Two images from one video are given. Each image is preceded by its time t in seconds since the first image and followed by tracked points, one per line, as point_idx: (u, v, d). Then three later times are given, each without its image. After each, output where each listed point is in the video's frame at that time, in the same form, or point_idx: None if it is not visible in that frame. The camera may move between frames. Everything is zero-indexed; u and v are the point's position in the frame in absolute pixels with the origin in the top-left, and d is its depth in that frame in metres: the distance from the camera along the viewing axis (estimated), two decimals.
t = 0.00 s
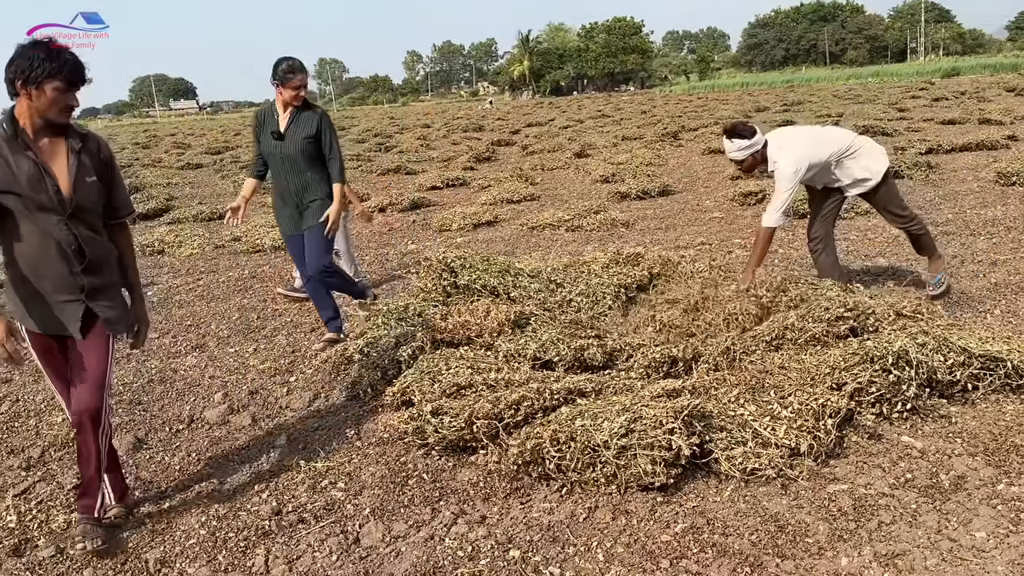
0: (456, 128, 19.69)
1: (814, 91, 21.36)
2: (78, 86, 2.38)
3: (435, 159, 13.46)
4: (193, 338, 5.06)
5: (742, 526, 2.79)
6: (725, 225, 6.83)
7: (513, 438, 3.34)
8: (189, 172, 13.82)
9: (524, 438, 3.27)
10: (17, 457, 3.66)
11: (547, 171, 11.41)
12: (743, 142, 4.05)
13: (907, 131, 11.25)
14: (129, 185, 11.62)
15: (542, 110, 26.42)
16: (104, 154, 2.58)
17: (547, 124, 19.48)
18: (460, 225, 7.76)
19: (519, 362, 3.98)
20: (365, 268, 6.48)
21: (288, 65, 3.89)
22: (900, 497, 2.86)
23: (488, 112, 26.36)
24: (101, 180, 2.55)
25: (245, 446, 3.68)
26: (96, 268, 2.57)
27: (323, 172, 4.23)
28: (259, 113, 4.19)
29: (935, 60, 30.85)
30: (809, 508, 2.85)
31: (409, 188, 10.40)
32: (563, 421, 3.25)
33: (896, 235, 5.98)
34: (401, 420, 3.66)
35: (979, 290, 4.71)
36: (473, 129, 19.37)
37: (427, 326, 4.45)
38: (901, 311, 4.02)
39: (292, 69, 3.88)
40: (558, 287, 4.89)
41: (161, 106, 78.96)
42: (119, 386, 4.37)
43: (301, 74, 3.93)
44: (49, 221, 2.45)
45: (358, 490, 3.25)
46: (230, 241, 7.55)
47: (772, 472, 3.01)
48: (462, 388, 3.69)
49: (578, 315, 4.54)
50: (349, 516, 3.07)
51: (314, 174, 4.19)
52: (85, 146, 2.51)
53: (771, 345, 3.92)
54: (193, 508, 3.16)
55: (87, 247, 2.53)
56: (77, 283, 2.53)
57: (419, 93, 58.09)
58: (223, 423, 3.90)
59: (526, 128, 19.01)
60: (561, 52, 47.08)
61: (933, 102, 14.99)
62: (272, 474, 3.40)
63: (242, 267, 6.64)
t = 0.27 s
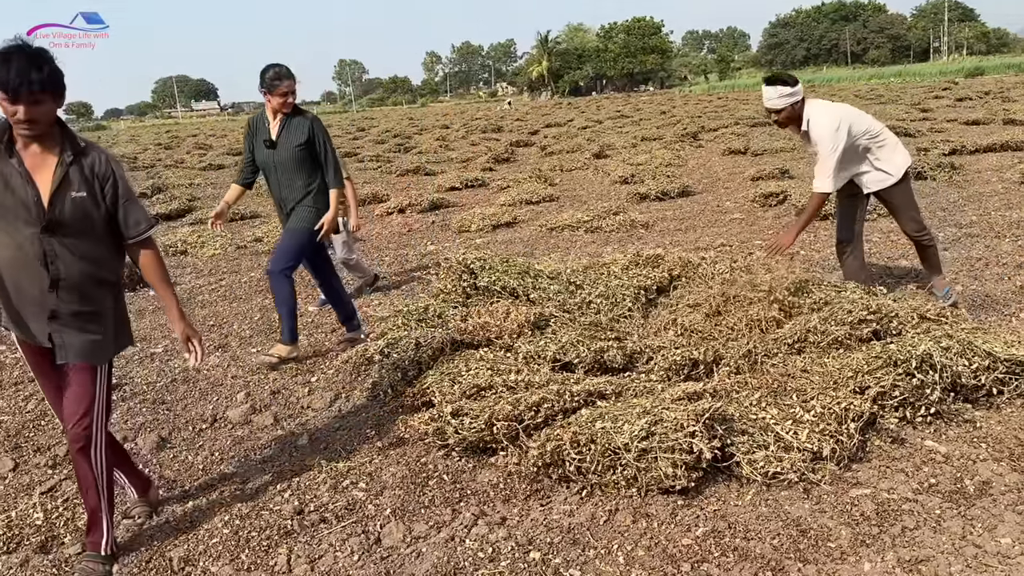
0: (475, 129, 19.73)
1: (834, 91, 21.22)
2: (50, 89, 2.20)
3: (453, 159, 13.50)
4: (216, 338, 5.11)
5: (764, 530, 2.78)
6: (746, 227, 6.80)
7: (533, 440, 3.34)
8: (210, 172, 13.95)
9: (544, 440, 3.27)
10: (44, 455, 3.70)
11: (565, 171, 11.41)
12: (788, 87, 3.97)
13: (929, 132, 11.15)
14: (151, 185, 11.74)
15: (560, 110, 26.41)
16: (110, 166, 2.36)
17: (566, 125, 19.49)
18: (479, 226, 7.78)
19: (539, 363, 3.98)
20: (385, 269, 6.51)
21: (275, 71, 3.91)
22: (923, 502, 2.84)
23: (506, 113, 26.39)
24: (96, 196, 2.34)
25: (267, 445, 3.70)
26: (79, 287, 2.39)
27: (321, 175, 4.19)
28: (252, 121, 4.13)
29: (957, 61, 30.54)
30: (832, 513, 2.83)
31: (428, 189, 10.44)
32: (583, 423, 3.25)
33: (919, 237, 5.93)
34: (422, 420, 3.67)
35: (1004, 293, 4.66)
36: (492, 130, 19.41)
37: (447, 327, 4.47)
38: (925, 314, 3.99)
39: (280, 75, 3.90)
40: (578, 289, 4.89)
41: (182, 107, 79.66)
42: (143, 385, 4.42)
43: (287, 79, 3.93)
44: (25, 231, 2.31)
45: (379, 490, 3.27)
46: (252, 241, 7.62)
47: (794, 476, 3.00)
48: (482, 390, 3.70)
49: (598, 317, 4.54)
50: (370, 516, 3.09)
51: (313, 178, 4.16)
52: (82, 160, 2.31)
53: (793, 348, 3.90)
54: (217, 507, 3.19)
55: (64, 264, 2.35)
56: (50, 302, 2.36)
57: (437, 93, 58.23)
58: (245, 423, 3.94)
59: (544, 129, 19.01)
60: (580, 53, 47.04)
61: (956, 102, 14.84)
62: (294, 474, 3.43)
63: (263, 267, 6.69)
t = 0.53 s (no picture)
0: (496, 130, 19.76)
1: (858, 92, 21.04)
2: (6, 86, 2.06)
3: (474, 160, 13.54)
4: (240, 336, 5.15)
5: (789, 532, 2.77)
6: (769, 228, 6.76)
7: (557, 439, 3.34)
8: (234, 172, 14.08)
9: (567, 439, 3.27)
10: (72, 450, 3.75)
11: (586, 172, 11.40)
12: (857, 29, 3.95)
13: (954, 133, 11.03)
14: (176, 185, 11.86)
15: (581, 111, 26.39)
16: (87, 165, 2.19)
17: (586, 126, 19.47)
18: (501, 226, 7.79)
19: (561, 363, 3.98)
20: (407, 269, 6.54)
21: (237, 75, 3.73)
22: (951, 505, 2.81)
23: (527, 113, 26.40)
24: (68, 191, 2.19)
25: (292, 442, 3.73)
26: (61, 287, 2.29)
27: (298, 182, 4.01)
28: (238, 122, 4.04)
29: (983, 61, 30.17)
30: (858, 515, 2.81)
31: (450, 189, 10.48)
32: (607, 423, 3.25)
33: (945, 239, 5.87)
34: (445, 419, 3.68)
35: None
36: (513, 130, 19.42)
37: (469, 327, 4.48)
38: (952, 316, 3.95)
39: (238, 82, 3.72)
40: (600, 289, 4.88)
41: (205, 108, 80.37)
42: (169, 382, 4.47)
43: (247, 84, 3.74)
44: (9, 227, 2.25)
45: (403, 488, 3.28)
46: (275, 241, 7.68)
47: (820, 478, 2.98)
48: (505, 389, 3.71)
49: (620, 317, 4.53)
50: (394, 513, 3.11)
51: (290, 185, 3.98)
52: (62, 150, 2.20)
53: (818, 350, 3.88)
54: (242, 504, 3.21)
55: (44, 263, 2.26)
56: (32, 299, 2.28)
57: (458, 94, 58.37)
58: (270, 420, 3.97)
59: (565, 129, 19.00)
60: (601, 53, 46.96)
61: (983, 103, 14.66)
62: (318, 471, 3.45)
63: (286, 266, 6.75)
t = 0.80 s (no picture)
0: (518, 129, 19.77)
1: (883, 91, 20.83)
2: None
3: (495, 159, 13.56)
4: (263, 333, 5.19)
5: (813, 535, 2.75)
6: (793, 229, 6.71)
7: (579, 439, 3.34)
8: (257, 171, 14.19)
9: (590, 440, 3.27)
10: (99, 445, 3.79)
11: (608, 172, 11.38)
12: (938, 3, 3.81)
13: (982, 134, 10.90)
14: (200, 183, 11.98)
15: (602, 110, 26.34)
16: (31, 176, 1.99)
17: (608, 125, 19.43)
18: (522, 226, 7.79)
19: (583, 363, 3.98)
20: (428, 268, 6.56)
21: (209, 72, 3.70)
22: (978, 510, 2.78)
23: (549, 113, 26.38)
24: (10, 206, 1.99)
25: (315, 440, 3.76)
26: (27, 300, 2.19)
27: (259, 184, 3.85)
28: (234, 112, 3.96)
29: (1011, 61, 29.76)
30: (882, 519, 2.79)
31: (471, 189, 10.50)
32: (629, 424, 3.24)
33: (972, 241, 5.80)
34: (466, 418, 3.69)
35: None
36: (534, 130, 19.42)
37: (491, 326, 4.48)
38: (980, 319, 3.90)
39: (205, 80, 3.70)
40: (622, 290, 4.86)
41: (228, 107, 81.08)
42: (194, 379, 4.51)
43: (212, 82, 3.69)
44: None
45: (425, 486, 3.29)
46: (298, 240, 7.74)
47: (845, 481, 2.95)
48: (527, 389, 3.71)
49: (641, 317, 4.52)
50: (417, 511, 3.12)
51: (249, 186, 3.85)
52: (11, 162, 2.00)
53: (843, 352, 3.84)
54: (266, 500, 3.24)
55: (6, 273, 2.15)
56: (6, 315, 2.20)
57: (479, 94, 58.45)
58: (293, 417, 4.00)
59: (586, 129, 18.98)
60: (623, 53, 46.84)
61: (1011, 103, 14.47)
62: (342, 469, 3.47)
63: (308, 265, 6.79)
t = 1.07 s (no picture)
0: (542, 129, 19.75)
1: (914, 91, 20.56)
2: None
3: (520, 159, 13.56)
4: (290, 331, 5.23)
5: (842, 540, 2.71)
6: (821, 230, 6.64)
7: (605, 440, 3.33)
8: (283, 170, 14.30)
9: (616, 441, 3.25)
10: (128, 440, 3.83)
11: (633, 172, 11.33)
12: None
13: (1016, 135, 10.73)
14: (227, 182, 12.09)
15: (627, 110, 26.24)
16: None
17: (633, 125, 19.37)
18: (547, 226, 7.78)
19: (609, 364, 3.96)
20: (453, 267, 6.58)
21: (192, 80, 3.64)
22: (1011, 517, 2.73)
23: (574, 113, 26.34)
24: None
25: (342, 437, 3.78)
26: None
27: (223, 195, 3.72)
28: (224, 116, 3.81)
29: None
30: (913, 525, 2.75)
31: (496, 188, 10.50)
32: (656, 426, 3.22)
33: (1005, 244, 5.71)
34: (492, 418, 3.69)
35: None
36: (559, 129, 19.39)
37: (516, 326, 4.48)
38: (1014, 323, 3.84)
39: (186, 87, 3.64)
40: (649, 291, 4.84)
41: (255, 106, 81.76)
42: (222, 375, 4.55)
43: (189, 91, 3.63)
44: None
45: (451, 485, 3.30)
46: (324, 238, 7.79)
47: (875, 486, 2.91)
48: (553, 389, 3.70)
49: (668, 318, 4.49)
50: (442, 510, 3.12)
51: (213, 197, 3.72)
52: None
53: (874, 356, 3.80)
54: (293, 497, 3.26)
55: None
56: None
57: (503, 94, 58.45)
58: (320, 415, 4.02)
59: (612, 128, 18.92)
60: (649, 53, 46.64)
61: None
62: (367, 467, 3.48)
63: (334, 263, 6.84)
